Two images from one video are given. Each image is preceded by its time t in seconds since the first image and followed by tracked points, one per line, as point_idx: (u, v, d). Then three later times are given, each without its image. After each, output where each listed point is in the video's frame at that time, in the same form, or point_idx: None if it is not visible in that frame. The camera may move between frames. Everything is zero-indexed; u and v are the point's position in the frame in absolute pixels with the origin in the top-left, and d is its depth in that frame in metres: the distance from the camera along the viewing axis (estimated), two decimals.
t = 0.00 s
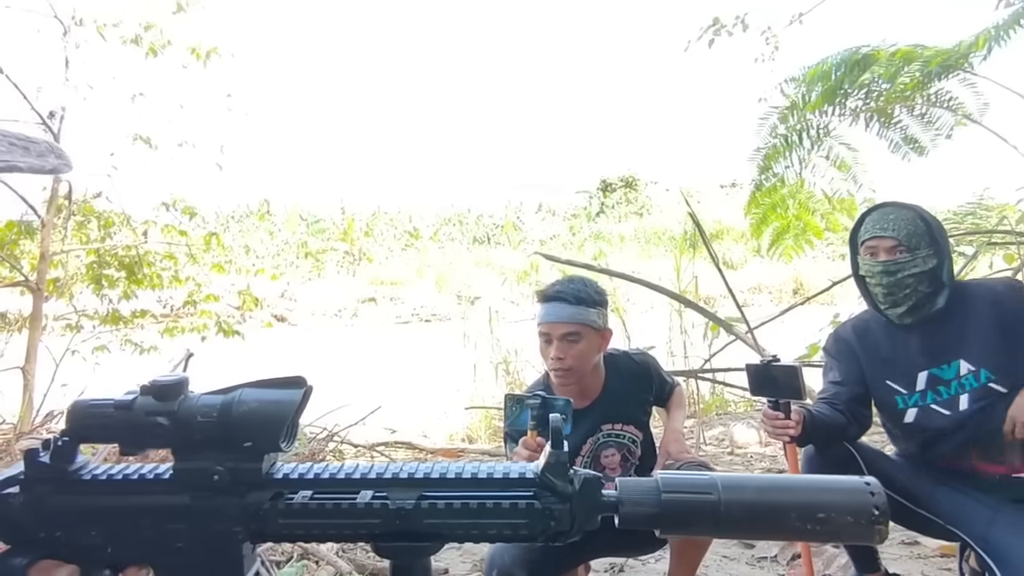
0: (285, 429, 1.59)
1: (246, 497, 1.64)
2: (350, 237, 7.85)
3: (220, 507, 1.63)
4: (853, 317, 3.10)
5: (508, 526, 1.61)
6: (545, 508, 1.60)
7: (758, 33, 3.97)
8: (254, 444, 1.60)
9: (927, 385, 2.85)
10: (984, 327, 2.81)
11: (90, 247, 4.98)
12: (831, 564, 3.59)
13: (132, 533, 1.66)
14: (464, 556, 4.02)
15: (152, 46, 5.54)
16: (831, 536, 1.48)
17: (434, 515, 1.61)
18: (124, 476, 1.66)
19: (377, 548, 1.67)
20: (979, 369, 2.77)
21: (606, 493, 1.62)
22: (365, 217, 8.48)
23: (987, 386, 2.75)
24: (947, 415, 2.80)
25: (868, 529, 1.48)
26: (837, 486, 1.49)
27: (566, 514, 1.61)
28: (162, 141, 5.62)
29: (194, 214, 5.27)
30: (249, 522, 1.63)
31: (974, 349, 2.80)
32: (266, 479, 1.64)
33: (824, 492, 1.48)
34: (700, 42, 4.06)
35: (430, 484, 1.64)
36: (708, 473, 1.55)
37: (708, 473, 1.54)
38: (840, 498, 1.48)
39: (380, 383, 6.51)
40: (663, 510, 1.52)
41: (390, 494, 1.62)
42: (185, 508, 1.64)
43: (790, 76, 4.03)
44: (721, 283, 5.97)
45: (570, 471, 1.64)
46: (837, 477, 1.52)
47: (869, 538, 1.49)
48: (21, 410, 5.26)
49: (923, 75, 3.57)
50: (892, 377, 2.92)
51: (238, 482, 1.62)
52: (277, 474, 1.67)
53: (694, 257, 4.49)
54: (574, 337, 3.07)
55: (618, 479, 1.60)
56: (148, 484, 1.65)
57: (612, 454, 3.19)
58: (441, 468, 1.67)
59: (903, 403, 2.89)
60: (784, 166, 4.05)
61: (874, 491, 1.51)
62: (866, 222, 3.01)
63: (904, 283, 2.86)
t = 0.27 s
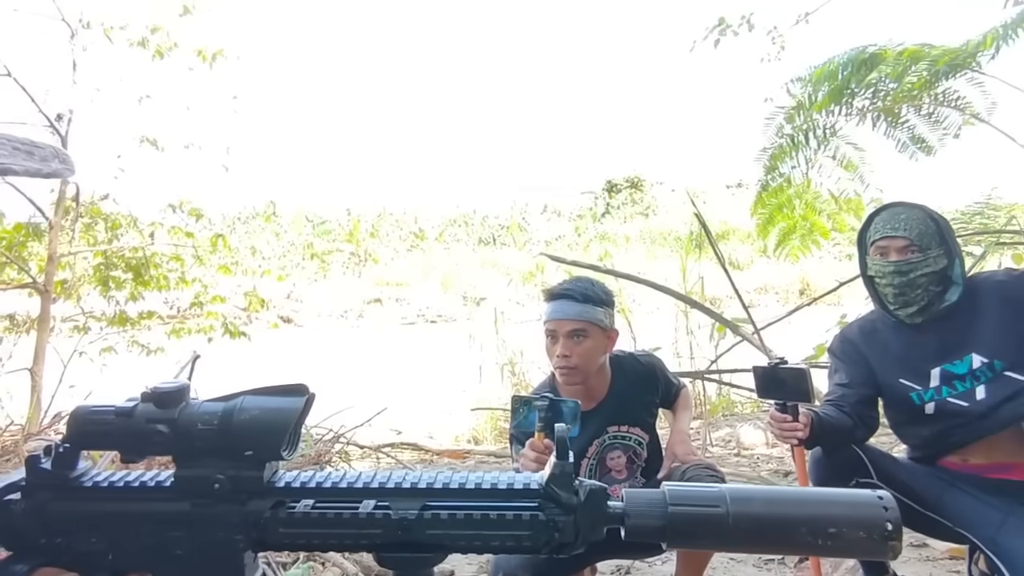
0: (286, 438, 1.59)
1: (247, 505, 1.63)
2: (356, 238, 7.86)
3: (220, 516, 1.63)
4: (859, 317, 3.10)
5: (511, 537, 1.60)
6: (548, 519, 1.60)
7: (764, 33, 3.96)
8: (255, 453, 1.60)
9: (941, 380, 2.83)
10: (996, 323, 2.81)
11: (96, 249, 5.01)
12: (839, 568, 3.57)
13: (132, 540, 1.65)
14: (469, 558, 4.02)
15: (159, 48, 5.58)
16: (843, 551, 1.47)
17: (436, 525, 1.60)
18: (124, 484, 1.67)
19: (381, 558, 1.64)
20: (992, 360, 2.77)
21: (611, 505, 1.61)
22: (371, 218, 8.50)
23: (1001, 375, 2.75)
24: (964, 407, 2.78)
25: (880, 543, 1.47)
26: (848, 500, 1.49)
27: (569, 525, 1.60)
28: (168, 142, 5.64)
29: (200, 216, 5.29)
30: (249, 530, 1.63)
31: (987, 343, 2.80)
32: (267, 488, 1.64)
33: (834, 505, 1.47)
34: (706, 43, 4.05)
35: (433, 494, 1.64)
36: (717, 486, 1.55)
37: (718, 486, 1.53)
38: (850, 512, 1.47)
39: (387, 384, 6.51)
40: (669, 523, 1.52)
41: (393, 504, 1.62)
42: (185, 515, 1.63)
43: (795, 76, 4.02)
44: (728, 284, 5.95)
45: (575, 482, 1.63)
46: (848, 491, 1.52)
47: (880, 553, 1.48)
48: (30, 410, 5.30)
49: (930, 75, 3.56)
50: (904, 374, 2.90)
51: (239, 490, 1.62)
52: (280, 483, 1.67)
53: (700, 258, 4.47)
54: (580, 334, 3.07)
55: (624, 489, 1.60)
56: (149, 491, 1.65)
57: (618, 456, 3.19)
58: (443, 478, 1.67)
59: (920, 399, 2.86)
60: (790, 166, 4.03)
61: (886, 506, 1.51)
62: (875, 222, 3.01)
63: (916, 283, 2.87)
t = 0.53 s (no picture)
0: (296, 432, 1.59)
1: (256, 500, 1.64)
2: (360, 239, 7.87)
3: (230, 510, 1.64)
4: (864, 317, 3.08)
5: (518, 528, 1.60)
6: (554, 511, 1.60)
7: (769, 33, 3.96)
8: (264, 447, 1.60)
9: (938, 388, 2.83)
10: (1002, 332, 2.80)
11: (103, 250, 5.04)
12: (845, 567, 3.56)
13: (144, 535, 1.67)
14: (474, 557, 4.02)
15: (164, 50, 5.61)
16: (845, 539, 1.47)
17: (443, 517, 1.61)
18: (136, 479, 1.67)
19: (388, 550, 1.67)
20: (990, 375, 2.76)
21: (616, 496, 1.61)
22: (375, 219, 8.52)
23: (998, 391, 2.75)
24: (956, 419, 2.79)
25: (884, 531, 1.47)
26: (851, 489, 1.49)
27: (575, 517, 1.60)
28: (174, 144, 5.65)
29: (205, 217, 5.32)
30: (258, 525, 1.64)
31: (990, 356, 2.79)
32: (276, 482, 1.65)
33: (835, 494, 1.47)
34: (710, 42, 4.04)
35: (439, 486, 1.65)
36: (720, 477, 1.54)
37: (721, 476, 1.53)
38: (852, 501, 1.47)
39: (392, 384, 6.52)
40: (673, 514, 1.52)
41: (400, 496, 1.63)
42: (195, 511, 1.64)
43: (800, 75, 4.01)
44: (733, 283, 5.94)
45: (581, 473, 1.63)
46: (851, 480, 1.52)
47: (884, 541, 1.48)
48: (37, 411, 5.32)
49: (936, 73, 3.53)
50: (904, 381, 2.89)
51: (247, 485, 1.63)
52: (288, 477, 1.67)
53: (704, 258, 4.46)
54: (585, 334, 3.07)
55: (629, 480, 1.59)
56: (160, 487, 1.66)
57: (623, 456, 3.18)
58: (449, 471, 1.67)
59: (916, 406, 2.87)
60: (795, 166, 4.03)
61: (889, 494, 1.51)
62: (883, 222, 2.99)
63: (923, 284, 2.85)
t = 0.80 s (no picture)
0: (312, 434, 1.60)
1: (272, 501, 1.64)
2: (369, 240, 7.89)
3: (246, 511, 1.64)
4: (885, 317, 3.07)
5: (531, 533, 1.60)
6: (568, 517, 1.60)
7: (779, 30, 3.95)
8: (280, 449, 1.61)
9: (951, 394, 2.82)
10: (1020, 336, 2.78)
11: (116, 252, 5.08)
12: (858, 568, 3.53)
13: (162, 535, 1.67)
14: (486, 557, 4.01)
15: (176, 53, 5.64)
16: (862, 549, 1.47)
17: (457, 521, 1.61)
18: (154, 478, 1.68)
19: (403, 551, 1.65)
20: (1007, 388, 2.73)
21: (630, 501, 1.61)
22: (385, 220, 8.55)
23: (1012, 406, 2.72)
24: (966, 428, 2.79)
25: (901, 542, 1.46)
26: (867, 498, 1.48)
27: (588, 522, 1.61)
28: (186, 146, 5.66)
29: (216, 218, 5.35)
30: (275, 526, 1.64)
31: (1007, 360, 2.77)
32: (292, 483, 1.65)
33: (853, 504, 1.47)
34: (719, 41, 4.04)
35: (454, 490, 1.65)
36: (736, 484, 1.54)
37: (737, 484, 1.53)
38: (869, 511, 1.47)
39: (402, 385, 6.53)
40: (688, 521, 1.52)
41: (415, 500, 1.63)
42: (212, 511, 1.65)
43: (811, 73, 4.00)
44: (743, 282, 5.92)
45: (594, 478, 1.63)
46: (868, 490, 1.51)
47: (901, 552, 1.47)
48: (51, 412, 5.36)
49: (948, 70, 3.52)
50: (917, 382, 2.90)
51: (264, 486, 1.63)
52: (304, 479, 1.67)
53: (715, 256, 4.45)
54: (596, 334, 3.07)
55: (643, 487, 1.59)
56: (178, 486, 1.66)
57: (635, 456, 3.17)
58: (464, 474, 1.67)
59: (927, 409, 2.87)
60: (806, 164, 4.01)
61: (906, 504, 1.50)
62: (905, 221, 2.98)
63: (945, 283, 2.83)
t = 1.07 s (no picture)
0: (339, 431, 1.60)
1: (301, 497, 1.65)
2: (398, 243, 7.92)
3: (276, 506, 1.65)
4: (930, 313, 3.13)
5: (558, 530, 1.58)
6: (594, 513, 1.58)
7: (809, 26, 3.89)
8: (308, 445, 1.61)
9: (993, 398, 2.92)
10: None
11: (152, 257, 5.20)
12: (894, 572, 3.45)
13: (194, 531, 1.69)
14: (514, 558, 3.99)
15: (207, 61, 5.71)
16: (897, 548, 1.44)
17: (483, 517, 1.60)
18: (186, 475, 1.71)
19: (429, 548, 1.64)
20: None
21: (657, 500, 1.59)
22: (413, 222, 8.59)
23: None
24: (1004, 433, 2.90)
25: (938, 541, 1.42)
26: (903, 496, 1.45)
27: (616, 520, 1.58)
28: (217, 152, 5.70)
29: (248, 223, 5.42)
30: (304, 522, 1.65)
31: None
32: (320, 480, 1.65)
33: (888, 501, 1.44)
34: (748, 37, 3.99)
35: (480, 487, 1.64)
36: (767, 482, 1.52)
37: (768, 481, 1.51)
38: (904, 509, 1.44)
39: (432, 387, 6.54)
40: (718, 518, 1.49)
41: (441, 496, 1.62)
42: (243, 506, 1.66)
43: (842, 69, 3.94)
44: (773, 282, 5.85)
45: (621, 477, 1.62)
46: (904, 487, 1.48)
47: (939, 552, 1.43)
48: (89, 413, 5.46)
49: (985, 63, 3.43)
50: (961, 383, 2.99)
51: (293, 482, 1.64)
52: (332, 475, 1.67)
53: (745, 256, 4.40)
54: (624, 335, 3.04)
55: (671, 484, 1.57)
56: (209, 483, 1.69)
57: (663, 457, 3.14)
58: (489, 471, 1.66)
59: (969, 411, 2.97)
60: (838, 162, 3.94)
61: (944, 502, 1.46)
62: (952, 218, 2.98)
63: (992, 284, 2.85)
